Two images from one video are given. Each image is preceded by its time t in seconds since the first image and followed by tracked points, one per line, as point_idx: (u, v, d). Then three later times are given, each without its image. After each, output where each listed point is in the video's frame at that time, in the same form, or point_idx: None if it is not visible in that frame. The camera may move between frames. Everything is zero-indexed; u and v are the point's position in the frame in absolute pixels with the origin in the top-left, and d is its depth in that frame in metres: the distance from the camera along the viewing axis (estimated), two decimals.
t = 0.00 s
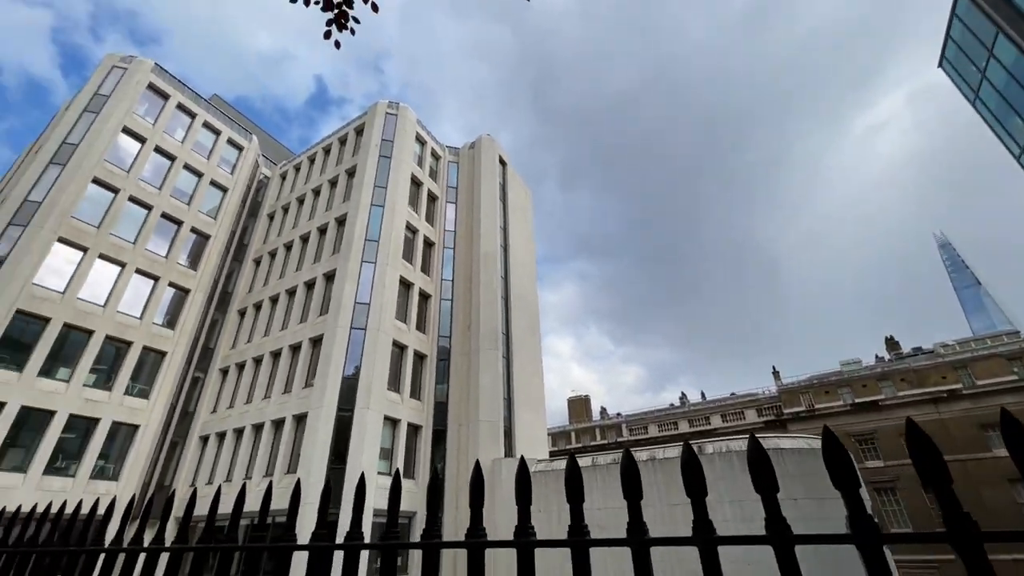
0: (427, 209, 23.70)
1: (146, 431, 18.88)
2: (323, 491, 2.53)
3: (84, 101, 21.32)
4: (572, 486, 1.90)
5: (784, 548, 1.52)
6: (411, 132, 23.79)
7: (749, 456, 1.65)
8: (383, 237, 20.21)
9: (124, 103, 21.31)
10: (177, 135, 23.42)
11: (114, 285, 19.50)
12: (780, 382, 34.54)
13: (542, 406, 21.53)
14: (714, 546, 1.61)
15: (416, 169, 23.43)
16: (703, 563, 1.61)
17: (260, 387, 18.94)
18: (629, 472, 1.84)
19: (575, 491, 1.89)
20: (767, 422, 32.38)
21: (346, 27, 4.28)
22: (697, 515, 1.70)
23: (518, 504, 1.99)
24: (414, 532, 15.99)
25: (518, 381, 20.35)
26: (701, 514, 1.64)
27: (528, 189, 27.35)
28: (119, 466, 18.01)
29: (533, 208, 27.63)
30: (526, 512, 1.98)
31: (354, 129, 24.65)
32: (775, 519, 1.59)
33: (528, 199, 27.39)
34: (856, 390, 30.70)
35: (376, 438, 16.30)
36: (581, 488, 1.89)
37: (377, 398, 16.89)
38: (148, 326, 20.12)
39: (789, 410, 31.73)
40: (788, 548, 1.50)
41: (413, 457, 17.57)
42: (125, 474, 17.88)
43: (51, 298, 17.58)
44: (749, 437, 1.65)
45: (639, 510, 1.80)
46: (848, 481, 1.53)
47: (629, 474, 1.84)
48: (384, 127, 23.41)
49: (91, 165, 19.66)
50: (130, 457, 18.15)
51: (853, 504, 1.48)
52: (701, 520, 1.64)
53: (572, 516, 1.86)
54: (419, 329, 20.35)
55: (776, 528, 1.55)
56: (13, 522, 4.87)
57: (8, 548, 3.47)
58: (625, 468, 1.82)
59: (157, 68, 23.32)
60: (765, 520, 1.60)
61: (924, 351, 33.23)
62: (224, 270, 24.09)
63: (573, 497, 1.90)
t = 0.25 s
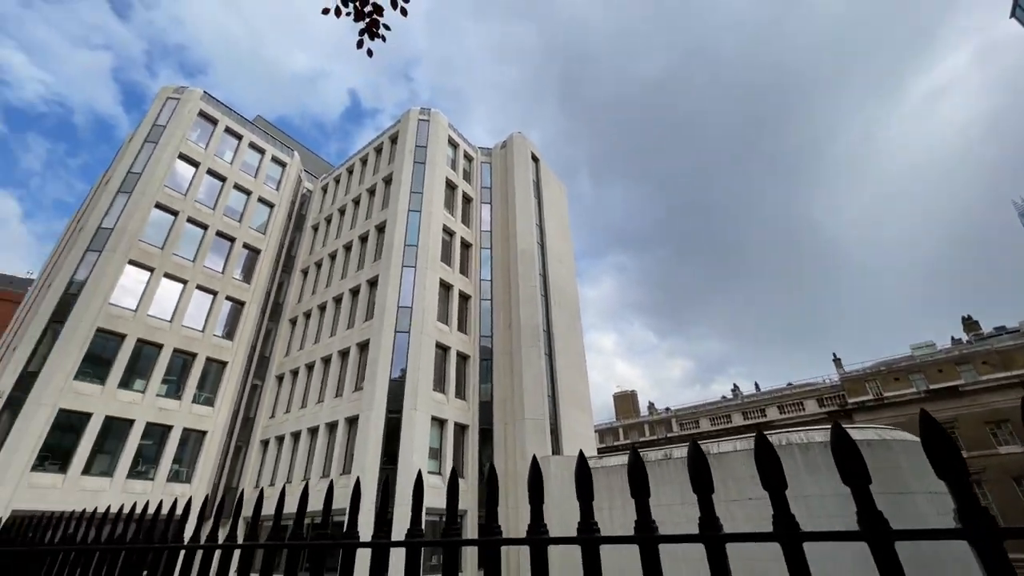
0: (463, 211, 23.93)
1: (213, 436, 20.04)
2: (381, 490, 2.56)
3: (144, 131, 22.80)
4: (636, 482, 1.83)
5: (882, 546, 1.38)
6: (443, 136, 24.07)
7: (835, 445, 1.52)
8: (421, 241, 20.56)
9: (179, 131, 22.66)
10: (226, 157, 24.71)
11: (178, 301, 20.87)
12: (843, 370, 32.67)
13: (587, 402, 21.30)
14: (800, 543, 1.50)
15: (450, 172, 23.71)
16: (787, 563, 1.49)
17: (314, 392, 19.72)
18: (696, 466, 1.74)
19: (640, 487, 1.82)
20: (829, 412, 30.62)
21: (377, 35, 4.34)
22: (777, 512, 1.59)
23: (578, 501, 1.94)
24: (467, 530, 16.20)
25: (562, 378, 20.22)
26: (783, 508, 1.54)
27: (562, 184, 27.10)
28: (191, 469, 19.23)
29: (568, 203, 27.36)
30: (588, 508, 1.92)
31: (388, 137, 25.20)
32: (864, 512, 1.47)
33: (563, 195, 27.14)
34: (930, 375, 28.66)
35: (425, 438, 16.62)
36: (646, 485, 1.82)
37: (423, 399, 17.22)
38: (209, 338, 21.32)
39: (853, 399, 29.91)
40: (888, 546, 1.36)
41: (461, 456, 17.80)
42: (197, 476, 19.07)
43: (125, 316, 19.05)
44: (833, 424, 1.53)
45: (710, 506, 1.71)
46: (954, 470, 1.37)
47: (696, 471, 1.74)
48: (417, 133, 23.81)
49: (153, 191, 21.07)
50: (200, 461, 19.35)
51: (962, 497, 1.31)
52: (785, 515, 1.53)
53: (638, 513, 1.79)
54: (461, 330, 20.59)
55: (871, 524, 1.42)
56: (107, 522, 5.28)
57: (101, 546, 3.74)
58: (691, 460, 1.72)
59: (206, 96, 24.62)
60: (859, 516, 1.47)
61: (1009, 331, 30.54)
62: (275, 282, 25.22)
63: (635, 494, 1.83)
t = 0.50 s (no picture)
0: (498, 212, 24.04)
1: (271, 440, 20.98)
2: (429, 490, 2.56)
3: (196, 156, 24.16)
4: (701, 476, 1.73)
5: (997, 546, 1.20)
6: (475, 139, 24.25)
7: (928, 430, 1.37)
8: (458, 244, 20.78)
9: (228, 153, 23.91)
10: (271, 175, 25.87)
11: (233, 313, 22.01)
12: (912, 356, 30.55)
13: (634, 399, 20.88)
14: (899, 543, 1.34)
15: (483, 174, 23.86)
16: (884, 565, 1.33)
17: (362, 396, 20.31)
18: (769, 458, 1.62)
19: (707, 481, 1.72)
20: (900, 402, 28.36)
21: (406, 41, 4.39)
22: (866, 508, 1.44)
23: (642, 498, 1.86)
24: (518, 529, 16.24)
25: (606, 374, 19.93)
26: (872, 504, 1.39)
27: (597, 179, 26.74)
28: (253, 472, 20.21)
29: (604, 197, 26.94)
30: (653, 506, 1.84)
31: (421, 144, 25.64)
32: (984, 507, 1.28)
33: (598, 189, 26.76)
34: (1015, 359, 26.41)
35: (471, 438, 16.77)
36: (714, 481, 1.72)
37: (468, 399, 17.40)
38: (264, 347, 22.36)
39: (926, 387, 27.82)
40: (1007, 546, 1.18)
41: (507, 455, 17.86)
42: (259, 479, 20.02)
43: (188, 329, 20.30)
44: (925, 408, 1.37)
45: (788, 502, 1.57)
46: None
47: (768, 463, 1.62)
48: (449, 138, 24.12)
49: (207, 211, 22.32)
50: (260, 465, 20.31)
51: None
52: (875, 511, 1.39)
53: (707, 510, 1.69)
54: (502, 330, 20.68)
55: (981, 522, 1.24)
56: (184, 524, 5.63)
57: (179, 544, 3.98)
58: (760, 450, 1.60)
59: (250, 118, 25.88)
60: (965, 513, 1.30)
61: None
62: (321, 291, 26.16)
63: (702, 488, 1.73)
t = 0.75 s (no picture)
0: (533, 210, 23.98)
1: (326, 443, 21.80)
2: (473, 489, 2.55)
3: (245, 176, 25.40)
4: (775, 469, 1.61)
5: None
6: (507, 138, 24.27)
7: None
8: (495, 244, 20.86)
9: (274, 170, 25.04)
10: (313, 188, 26.88)
11: (285, 323, 23.02)
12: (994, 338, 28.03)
13: (683, 392, 20.27)
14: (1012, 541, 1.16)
15: (516, 172, 23.85)
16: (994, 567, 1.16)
17: (410, 398, 20.76)
18: (850, 447, 1.50)
19: (782, 474, 1.60)
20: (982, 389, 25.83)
21: (440, 44, 4.41)
22: (969, 501, 1.28)
23: (709, 492, 1.75)
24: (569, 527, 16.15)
25: (652, 369, 19.46)
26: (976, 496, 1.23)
27: (633, 169, 26.14)
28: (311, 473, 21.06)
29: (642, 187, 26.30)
30: (723, 501, 1.74)
31: (454, 148, 25.92)
32: None
33: (636, 179, 26.15)
34: None
35: (517, 437, 16.81)
36: (790, 474, 1.60)
37: (512, 398, 17.45)
38: (315, 354, 23.25)
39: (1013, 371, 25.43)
40: None
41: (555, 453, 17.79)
42: (316, 480, 20.84)
43: (245, 340, 21.40)
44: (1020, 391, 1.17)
45: (876, 496, 1.44)
46: None
47: (852, 452, 1.50)
48: (481, 139, 24.27)
49: (257, 227, 23.45)
50: (317, 466, 21.15)
51: None
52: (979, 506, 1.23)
53: (784, 506, 1.58)
54: (543, 328, 20.62)
55: None
56: (251, 524, 5.93)
57: (247, 543, 4.18)
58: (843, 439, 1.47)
59: (292, 135, 26.98)
60: None
61: None
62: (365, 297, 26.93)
63: (776, 482, 1.61)
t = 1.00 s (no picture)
0: (567, 206, 23.80)
1: (375, 445, 22.39)
2: (521, 489, 2.57)
3: (287, 192, 26.45)
4: (851, 462, 1.52)
5: None
6: (537, 136, 24.19)
7: None
8: (530, 243, 20.80)
9: (313, 185, 25.98)
10: (351, 199, 27.69)
11: (332, 330, 23.83)
12: None
13: (733, 386, 19.58)
14: None
15: (548, 170, 23.73)
16: None
17: (453, 399, 21.01)
18: (936, 435, 1.38)
19: (860, 467, 1.50)
20: None
21: (471, 46, 4.40)
22: None
23: (778, 491, 1.69)
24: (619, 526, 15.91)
25: (698, 363, 18.87)
26: None
27: (669, 159, 25.49)
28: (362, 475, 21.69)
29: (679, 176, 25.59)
30: (794, 499, 1.69)
31: (485, 150, 26.08)
32: None
33: (673, 169, 25.48)
34: None
35: (562, 435, 16.71)
36: (868, 467, 1.49)
37: (555, 397, 17.36)
38: (361, 359, 23.95)
39: None
40: None
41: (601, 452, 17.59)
42: (367, 481, 21.44)
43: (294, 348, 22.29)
44: None
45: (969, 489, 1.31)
46: None
47: (941, 445, 1.35)
48: (511, 140, 24.31)
49: (301, 239, 24.39)
50: (368, 468, 21.77)
51: None
52: None
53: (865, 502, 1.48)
54: (583, 326, 20.42)
55: None
56: (310, 524, 6.18)
57: (306, 542, 4.37)
58: (928, 426, 1.36)
59: (329, 149, 27.88)
60: None
61: None
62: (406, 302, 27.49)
63: (853, 475, 1.51)
